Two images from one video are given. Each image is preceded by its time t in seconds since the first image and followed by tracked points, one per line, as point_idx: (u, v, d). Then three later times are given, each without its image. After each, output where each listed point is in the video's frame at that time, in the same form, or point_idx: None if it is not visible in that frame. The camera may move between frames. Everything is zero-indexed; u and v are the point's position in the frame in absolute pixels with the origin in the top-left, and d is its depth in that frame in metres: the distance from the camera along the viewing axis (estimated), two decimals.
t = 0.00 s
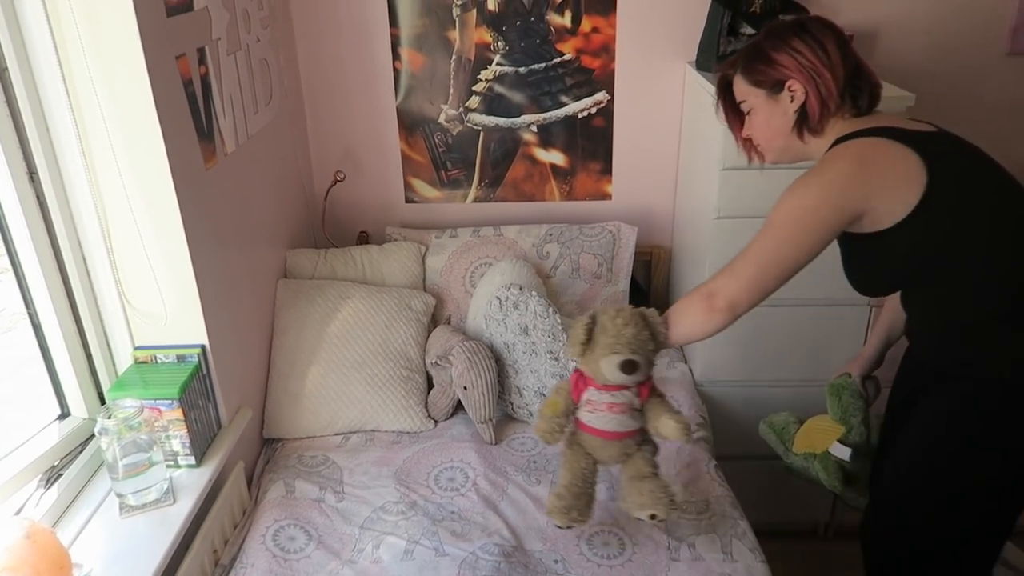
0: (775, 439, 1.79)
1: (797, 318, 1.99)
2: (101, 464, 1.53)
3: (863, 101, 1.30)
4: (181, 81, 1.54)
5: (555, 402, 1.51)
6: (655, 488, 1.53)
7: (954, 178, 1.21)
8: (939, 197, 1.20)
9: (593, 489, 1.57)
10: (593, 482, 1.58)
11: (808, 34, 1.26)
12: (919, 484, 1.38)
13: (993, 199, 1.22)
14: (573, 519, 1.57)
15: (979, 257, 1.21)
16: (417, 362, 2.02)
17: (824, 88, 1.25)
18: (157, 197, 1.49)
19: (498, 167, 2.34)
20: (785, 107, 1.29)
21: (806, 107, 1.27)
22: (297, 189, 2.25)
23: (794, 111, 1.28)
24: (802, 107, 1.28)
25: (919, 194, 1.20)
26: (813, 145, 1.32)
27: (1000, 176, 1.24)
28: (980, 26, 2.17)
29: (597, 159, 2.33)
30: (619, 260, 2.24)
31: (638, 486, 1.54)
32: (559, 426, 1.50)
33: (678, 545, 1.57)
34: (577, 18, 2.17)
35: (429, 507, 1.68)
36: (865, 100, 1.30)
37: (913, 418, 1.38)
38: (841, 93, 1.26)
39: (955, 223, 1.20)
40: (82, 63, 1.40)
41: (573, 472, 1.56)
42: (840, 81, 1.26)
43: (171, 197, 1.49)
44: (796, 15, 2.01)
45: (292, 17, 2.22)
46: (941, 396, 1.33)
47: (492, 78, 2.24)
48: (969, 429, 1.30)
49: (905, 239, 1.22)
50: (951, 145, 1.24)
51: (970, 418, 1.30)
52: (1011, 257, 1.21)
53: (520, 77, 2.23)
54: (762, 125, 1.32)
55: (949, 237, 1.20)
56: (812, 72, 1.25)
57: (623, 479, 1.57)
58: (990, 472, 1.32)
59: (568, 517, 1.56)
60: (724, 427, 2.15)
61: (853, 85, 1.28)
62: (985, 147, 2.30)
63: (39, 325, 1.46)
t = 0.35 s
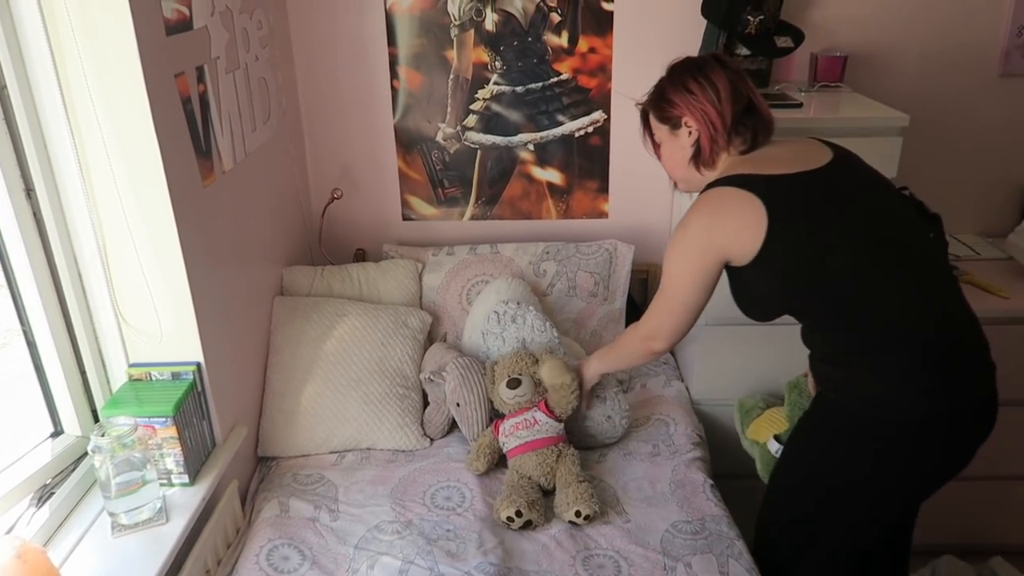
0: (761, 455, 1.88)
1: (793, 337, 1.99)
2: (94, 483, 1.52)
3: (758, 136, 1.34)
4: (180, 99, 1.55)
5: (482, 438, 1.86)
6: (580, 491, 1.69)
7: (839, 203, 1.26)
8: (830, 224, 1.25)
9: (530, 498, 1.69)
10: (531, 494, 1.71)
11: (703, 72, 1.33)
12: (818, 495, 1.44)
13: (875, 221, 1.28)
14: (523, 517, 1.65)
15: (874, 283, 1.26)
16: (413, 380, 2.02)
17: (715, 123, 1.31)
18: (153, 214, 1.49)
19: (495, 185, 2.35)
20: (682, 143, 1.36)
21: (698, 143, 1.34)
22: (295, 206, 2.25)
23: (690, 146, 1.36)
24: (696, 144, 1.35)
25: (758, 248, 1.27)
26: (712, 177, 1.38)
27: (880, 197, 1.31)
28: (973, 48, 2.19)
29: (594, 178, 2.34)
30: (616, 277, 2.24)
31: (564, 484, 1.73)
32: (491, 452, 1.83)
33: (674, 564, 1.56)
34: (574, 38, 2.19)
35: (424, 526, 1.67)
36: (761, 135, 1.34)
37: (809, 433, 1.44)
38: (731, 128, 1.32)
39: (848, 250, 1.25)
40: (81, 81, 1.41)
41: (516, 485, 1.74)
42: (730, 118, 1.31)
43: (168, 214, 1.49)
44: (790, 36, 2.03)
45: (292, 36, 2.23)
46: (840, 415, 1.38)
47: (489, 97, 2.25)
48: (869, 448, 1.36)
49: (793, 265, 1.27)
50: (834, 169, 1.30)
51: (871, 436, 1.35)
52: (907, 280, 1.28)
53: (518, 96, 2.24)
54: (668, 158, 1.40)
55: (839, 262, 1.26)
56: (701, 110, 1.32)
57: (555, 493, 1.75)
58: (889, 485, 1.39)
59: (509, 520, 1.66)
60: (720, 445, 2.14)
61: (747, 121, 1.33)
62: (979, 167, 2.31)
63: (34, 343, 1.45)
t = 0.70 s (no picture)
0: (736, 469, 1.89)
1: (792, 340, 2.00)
2: (91, 486, 1.52)
3: (704, 138, 1.41)
4: (178, 102, 1.55)
5: (483, 440, 1.86)
6: (580, 496, 1.69)
7: (778, 201, 1.32)
8: (769, 222, 1.30)
9: (528, 502, 1.70)
10: (529, 497, 1.72)
11: (650, 83, 1.42)
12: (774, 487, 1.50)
13: (813, 218, 1.33)
14: (521, 521, 1.65)
15: (813, 278, 1.32)
16: (411, 383, 2.02)
17: (661, 129, 1.41)
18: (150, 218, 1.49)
19: (493, 189, 2.35)
20: (639, 149, 1.47)
21: (649, 148, 1.45)
22: (292, 210, 2.25)
23: (645, 152, 1.46)
24: (650, 149, 1.45)
25: (694, 244, 1.35)
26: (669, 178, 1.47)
27: (822, 193, 1.36)
28: (971, 52, 2.19)
29: (592, 182, 2.34)
30: (614, 281, 2.24)
31: (563, 488, 1.73)
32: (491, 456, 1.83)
33: (672, 569, 1.56)
34: (572, 42, 2.19)
35: (421, 530, 1.66)
36: (708, 137, 1.41)
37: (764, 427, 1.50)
38: (674, 133, 1.41)
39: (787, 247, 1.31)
40: (78, 84, 1.41)
41: (514, 488, 1.74)
42: (673, 123, 1.40)
43: (165, 217, 1.49)
44: (788, 40, 2.03)
45: (290, 39, 2.23)
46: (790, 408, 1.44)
47: (487, 100, 2.25)
48: (816, 439, 1.42)
49: (735, 263, 1.33)
50: (776, 166, 1.36)
51: (818, 427, 1.41)
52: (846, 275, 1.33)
53: (516, 100, 2.25)
54: (632, 163, 1.52)
55: (780, 259, 1.31)
56: (647, 118, 1.42)
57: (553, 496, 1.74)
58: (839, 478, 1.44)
59: (508, 523, 1.65)
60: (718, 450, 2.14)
61: (692, 124, 1.41)
62: (976, 171, 2.31)
63: (31, 347, 1.45)
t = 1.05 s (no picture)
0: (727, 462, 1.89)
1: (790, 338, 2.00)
2: (88, 483, 1.52)
3: (709, 129, 1.43)
4: (176, 99, 1.55)
5: (483, 440, 1.86)
6: (575, 446, 1.72)
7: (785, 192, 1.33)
8: (775, 213, 1.32)
9: (522, 488, 1.68)
10: (524, 484, 1.70)
11: (649, 78, 1.43)
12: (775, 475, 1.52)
13: (819, 209, 1.34)
14: (516, 509, 1.65)
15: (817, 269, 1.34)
16: (409, 381, 2.01)
17: (667, 122, 1.42)
18: (148, 215, 1.48)
19: (492, 186, 2.35)
20: (643, 145, 1.48)
21: (655, 143, 1.45)
22: (290, 206, 2.24)
23: (651, 147, 1.47)
24: (655, 144, 1.46)
25: (704, 236, 1.37)
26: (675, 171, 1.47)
27: (827, 184, 1.38)
28: (970, 51, 2.19)
29: (590, 179, 2.34)
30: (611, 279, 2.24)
31: (557, 454, 1.75)
32: (497, 444, 1.84)
33: (670, 566, 1.56)
34: (570, 39, 2.19)
35: (419, 528, 1.66)
36: (712, 127, 1.43)
37: (766, 414, 1.52)
38: (679, 126, 1.41)
39: (793, 238, 1.33)
40: (75, 80, 1.40)
41: (510, 475, 1.74)
42: (677, 116, 1.41)
43: (162, 213, 1.48)
44: (787, 38, 2.03)
45: (288, 36, 2.23)
46: (793, 398, 1.46)
47: (485, 98, 2.25)
48: (818, 427, 1.44)
49: (741, 253, 1.34)
50: (782, 157, 1.37)
51: (820, 416, 1.43)
52: (850, 266, 1.35)
53: (514, 97, 2.24)
54: (636, 159, 1.52)
55: (785, 250, 1.33)
56: (650, 114, 1.42)
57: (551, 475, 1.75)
58: (840, 466, 1.46)
59: (503, 514, 1.66)
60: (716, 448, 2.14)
61: (696, 116, 1.42)
62: (974, 169, 2.31)
63: (27, 343, 1.44)
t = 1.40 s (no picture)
0: (725, 453, 1.90)
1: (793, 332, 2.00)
2: (88, 477, 1.52)
3: (711, 118, 1.43)
4: (174, 92, 1.54)
5: (483, 434, 1.86)
6: (578, 450, 1.72)
7: (793, 179, 1.34)
8: (785, 202, 1.32)
9: (522, 485, 1.69)
10: (524, 480, 1.71)
11: (648, 70, 1.42)
12: (778, 463, 1.52)
13: (825, 195, 1.35)
14: (516, 506, 1.65)
15: (826, 255, 1.34)
16: (408, 374, 2.01)
17: (669, 112, 1.41)
18: (146, 208, 1.48)
19: (491, 179, 2.34)
20: (644, 137, 1.47)
21: (658, 134, 1.44)
22: (289, 199, 2.24)
23: (653, 138, 1.46)
24: (657, 135, 1.45)
25: (717, 223, 1.35)
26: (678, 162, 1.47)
27: (831, 170, 1.38)
28: (970, 44, 2.19)
29: (590, 173, 2.34)
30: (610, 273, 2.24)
31: (559, 455, 1.75)
32: (495, 440, 1.85)
33: (669, 560, 1.56)
34: (570, 32, 2.18)
35: (418, 521, 1.66)
36: (715, 117, 1.43)
37: (769, 404, 1.51)
38: (683, 116, 1.41)
39: (804, 225, 1.33)
40: (73, 72, 1.40)
41: (510, 471, 1.74)
42: (681, 106, 1.40)
43: (161, 207, 1.48)
44: (787, 32, 2.03)
45: (287, 29, 2.22)
46: (798, 387, 1.46)
47: (485, 91, 2.24)
48: (825, 413, 1.44)
49: (750, 241, 1.34)
50: (788, 144, 1.37)
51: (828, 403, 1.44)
52: (856, 251, 1.35)
53: (514, 91, 2.24)
54: (636, 151, 1.51)
55: (796, 237, 1.33)
56: (653, 104, 1.41)
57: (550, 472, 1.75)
58: (845, 451, 1.48)
59: (503, 510, 1.66)
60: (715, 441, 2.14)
61: (698, 107, 1.42)
62: (974, 163, 2.31)
63: (27, 337, 1.44)
